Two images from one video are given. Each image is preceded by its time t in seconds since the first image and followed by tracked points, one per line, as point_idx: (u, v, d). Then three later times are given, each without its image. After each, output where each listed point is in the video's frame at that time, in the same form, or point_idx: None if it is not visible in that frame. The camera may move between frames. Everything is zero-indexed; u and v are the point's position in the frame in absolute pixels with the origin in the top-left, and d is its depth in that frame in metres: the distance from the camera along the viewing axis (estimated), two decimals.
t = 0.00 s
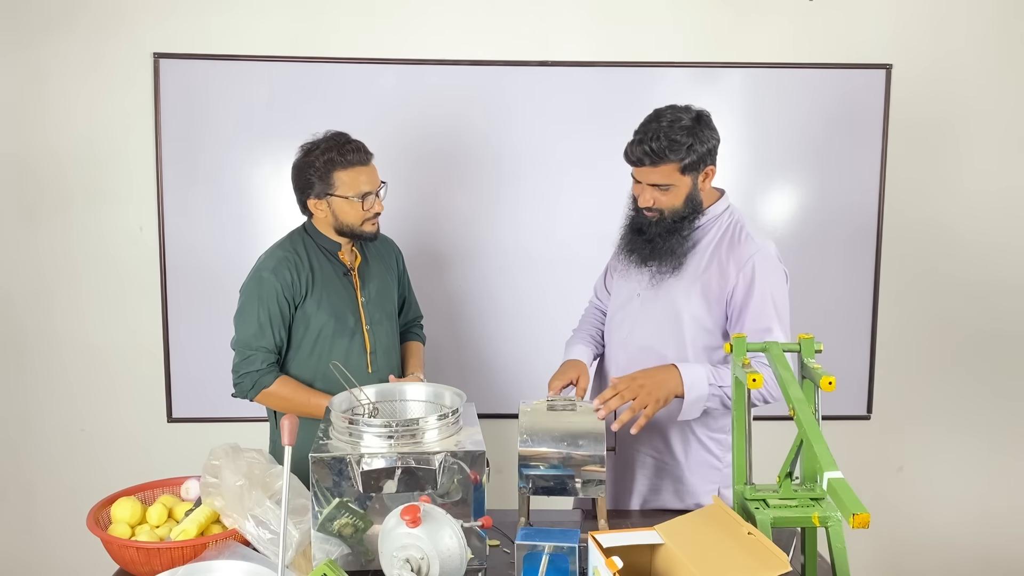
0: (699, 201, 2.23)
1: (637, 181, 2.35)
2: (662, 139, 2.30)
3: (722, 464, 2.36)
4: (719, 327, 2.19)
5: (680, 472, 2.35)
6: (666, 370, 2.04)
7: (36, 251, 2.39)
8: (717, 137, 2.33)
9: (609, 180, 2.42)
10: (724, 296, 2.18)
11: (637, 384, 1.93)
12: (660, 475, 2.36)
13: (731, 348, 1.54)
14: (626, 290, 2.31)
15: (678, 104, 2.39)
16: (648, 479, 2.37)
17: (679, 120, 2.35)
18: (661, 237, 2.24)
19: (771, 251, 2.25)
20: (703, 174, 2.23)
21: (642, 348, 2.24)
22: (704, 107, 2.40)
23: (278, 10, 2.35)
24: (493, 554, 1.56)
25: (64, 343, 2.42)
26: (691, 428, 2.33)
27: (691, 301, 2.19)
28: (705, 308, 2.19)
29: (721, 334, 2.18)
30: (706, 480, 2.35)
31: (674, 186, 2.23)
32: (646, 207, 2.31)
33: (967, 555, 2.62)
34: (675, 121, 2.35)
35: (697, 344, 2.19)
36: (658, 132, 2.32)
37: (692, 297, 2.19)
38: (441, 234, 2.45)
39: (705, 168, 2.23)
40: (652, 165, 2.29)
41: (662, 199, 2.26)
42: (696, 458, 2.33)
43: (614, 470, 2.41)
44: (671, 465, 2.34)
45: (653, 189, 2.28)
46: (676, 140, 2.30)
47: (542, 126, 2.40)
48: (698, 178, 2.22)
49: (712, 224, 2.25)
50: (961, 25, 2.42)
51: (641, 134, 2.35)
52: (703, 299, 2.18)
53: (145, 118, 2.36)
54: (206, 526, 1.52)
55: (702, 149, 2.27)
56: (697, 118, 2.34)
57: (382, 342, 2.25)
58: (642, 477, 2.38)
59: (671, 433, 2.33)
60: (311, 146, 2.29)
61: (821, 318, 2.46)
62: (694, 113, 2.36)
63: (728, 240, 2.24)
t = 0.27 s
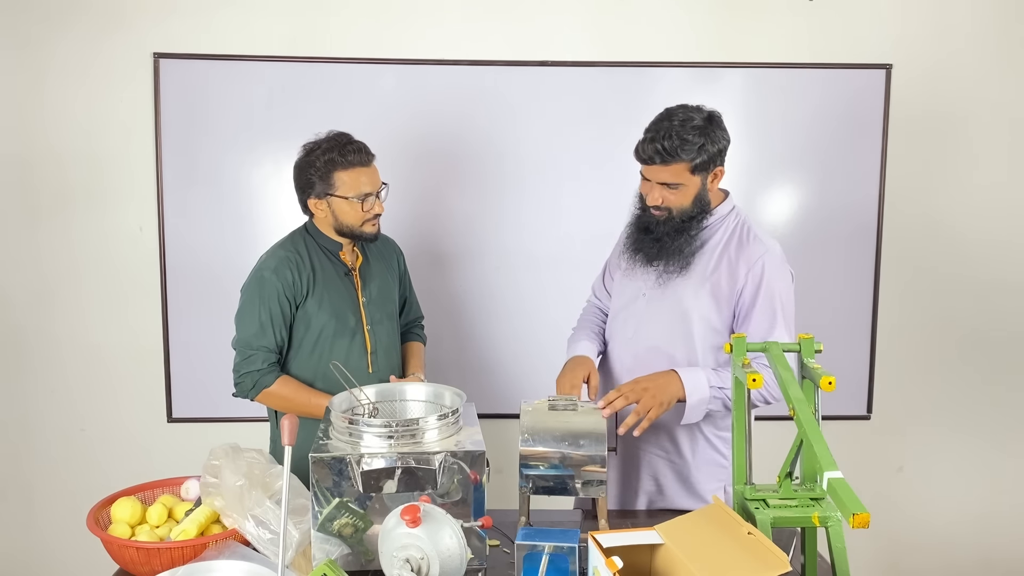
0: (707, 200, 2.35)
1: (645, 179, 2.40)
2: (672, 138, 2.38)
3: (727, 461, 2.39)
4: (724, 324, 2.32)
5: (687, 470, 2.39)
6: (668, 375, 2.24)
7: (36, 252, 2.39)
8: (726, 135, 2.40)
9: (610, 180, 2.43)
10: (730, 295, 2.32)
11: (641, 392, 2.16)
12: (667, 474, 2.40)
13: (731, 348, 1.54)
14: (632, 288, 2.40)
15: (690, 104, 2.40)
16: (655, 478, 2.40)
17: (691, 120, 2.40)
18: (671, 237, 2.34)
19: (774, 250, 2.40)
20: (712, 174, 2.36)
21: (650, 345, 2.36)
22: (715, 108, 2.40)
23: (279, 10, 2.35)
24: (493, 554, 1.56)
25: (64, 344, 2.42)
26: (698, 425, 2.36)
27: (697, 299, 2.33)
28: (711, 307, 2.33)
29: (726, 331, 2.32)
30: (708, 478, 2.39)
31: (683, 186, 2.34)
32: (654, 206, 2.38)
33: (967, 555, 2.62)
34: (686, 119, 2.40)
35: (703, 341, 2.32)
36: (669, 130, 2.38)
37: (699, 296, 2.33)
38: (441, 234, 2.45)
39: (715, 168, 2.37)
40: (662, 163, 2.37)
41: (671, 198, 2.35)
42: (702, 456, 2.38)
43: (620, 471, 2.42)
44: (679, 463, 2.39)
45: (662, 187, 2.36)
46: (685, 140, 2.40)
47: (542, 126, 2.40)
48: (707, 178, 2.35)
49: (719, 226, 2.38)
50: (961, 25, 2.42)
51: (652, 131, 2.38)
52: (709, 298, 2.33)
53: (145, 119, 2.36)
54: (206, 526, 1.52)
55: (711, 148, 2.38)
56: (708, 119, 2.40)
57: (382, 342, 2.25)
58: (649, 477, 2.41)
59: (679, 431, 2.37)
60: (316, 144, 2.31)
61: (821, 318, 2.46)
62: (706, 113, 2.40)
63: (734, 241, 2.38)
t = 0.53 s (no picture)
0: (702, 200, 2.39)
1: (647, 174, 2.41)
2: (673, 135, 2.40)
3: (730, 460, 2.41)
4: (728, 322, 2.34)
5: (691, 470, 2.40)
6: (667, 375, 2.26)
7: (36, 252, 2.39)
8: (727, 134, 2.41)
9: (611, 180, 2.43)
10: (733, 293, 2.35)
11: (642, 394, 2.15)
12: (671, 474, 2.40)
13: (731, 348, 1.54)
14: (633, 285, 2.41)
15: (696, 103, 2.40)
16: (659, 477, 2.41)
17: (694, 117, 2.41)
18: (671, 235, 2.38)
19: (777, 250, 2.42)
20: (708, 174, 2.39)
21: (653, 344, 2.38)
22: (720, 107, 2.40)
23: (278, 10, 2.35)
24: (493, 554, 1.56)
25: (63, 343, 2.42)
26: (703, 425, 2.37)
27: (701, 298, 2.36)
28: (714, 305, 2.35)
29: (729, 329, 2.34)
30: (707, 477, 2.40)
31: (676, 181, 2.38)
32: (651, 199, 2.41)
33: (967, 555, 2.62)
34: (689, 115, 2.41)
35: (706, 338, 2.34)
36: (670, 126, 2.39)
37: (702, 294, 2.36)
38: (441, 233, 2.45)
39: (710, 168, 2.40)
40: (658, 157, 2.39)
41: (666, 192, 2.39)
42: (702, 455, 2.38)
43: (624, 472, 2.41)
44: (683, 462, 2.39)
45: (657, 181, 2.40)
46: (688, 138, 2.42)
47: (542, 125, 2.40)
48: (701, 177, 2.39)
49: (724, 224, 2.41)
50: (960, 25, 2.42)
51: (654, 127, 2.39)
52: (712, 296, 2.35)
53: (145, 119, 2.36)
54: (206, 526, 1.52)
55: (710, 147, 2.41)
56: (710, 118, 2.41)
57: (383, 342, 2.26)
58: (653, 477, 2.41)
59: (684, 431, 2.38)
60: (317, 144, 2.33)
61: (821, 318, 2.46)
62: (711, 110, 2.41)
63: (740, 240, 2.41)
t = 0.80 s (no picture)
0: (700, 199, 2.42)
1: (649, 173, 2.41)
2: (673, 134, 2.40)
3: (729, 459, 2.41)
4: (728, 321, 2.38)
5: (691, 469, 2.40)
6: (667, 376, 2.31)
7: (36, 252, 2.39)
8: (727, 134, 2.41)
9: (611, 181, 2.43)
10: (733, 293, 2.39)
11: (640, 394, 2.24)
12: (671, 472, 2.40)
13: (731, 347, 1.55)
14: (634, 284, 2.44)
15: (698, 102, 2.40)
16: (658, 476, 2.41)
17: (694, 117, 2.41)
18: (671, 235, 2.41)
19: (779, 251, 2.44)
20: (706, 173, 2.41)
21: (654, 343, 2.41)
22: (721, 107, 2.40)
23: (279, 10, 2.35)
24: (493, 554, 1.56)
25: (64, 343, 2.42)
26: (704, 424, 2.38)
27: (702, 297, 2.39)
28: (715, 304, 2.39)
29: (729, 329, 2.38)
30: (710, 475, 2.41)
31: (674, 179, 2.41)
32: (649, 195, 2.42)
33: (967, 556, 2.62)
34: (691, 114, 2.41)
35: (707, 338, 2.37)
36: (670, 125, 2.39)
37: (702, 294, 2.39)
38: (441, 233, 2.45)
39: (709, 168, 2.41)
40: (658, 154, 2.40)
41: (664, 189, 2.41)
42: (703, 454, 2.39)
43: (624, 470, 2.40)
44: (683, 461, 2.40)
45: (656, 178, 2.41)
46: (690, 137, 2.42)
47: (542, 125, 2.40)
48: (701, 176, 2.41)
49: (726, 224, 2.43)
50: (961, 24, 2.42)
51: (655, 124, 2.39)
52: (713, 296, 2.39)
53: (145, 119, 2.36)
54: (206, 526, 1.52)
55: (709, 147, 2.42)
56: (710, 117, 2.41)
57: (384, 341, 2.30)
58: (652, 475, 2.41)
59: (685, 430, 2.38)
60: (316, 144, 2.37)
61: (821, 318, 2.46)
62: (712, 110, 2.41)
63: (741, 240, 2.44)
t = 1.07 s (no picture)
0: (712, 198, 2.40)
1: (651, 173, 2.41)
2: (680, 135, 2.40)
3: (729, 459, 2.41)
4: (729, 321, 2.35)
5: (692, 468, 2.40)
6: (668, 375, 2.28)
7: (36, 252, 2.39)
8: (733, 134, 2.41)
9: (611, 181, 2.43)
10: (734, 293, 2.36)
11: (642, 391, 2.19)
12: (672, 472, 2.40)
13: (731, 347, 1.55)
14: (635, 284, 2.42)
15: (702, 102, 2.40)
16: (659, 476, 2.41)
17: (700, 116, 2.41)
18: (672, 233, 2.38)
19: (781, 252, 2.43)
20: (718, 172, 2.40)
21: (654, 343, 2.39)
22: (726, 107, 2.40)
23: (278, 10, 2.35)
24: (493, 554, 1.56)
25: (63, 343, 2.42)
26: (705, 424, 2.37)
27: (703, 297, 2.36)
28: (715, 304, 2.36)
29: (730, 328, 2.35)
30: (713, 475, 2.41)
31: (688, 180, 2.39)
32: (658, 198, 2.40)
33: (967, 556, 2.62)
34: (696, 115, 2.41)
35: (708, 338, 2.35)
36: (677, 126, 2.39)
37: (703, 293, 2.37)
38: (441, 233, 2.44)
39: (721, 166, 2.40)
40: (669, 157, 2.39)
41: (677, 192, 2.39)
42: (706, 454, 2.39)
43: (625, 470, 2.40)
44: (684, 461, 2.40)
45: (667, 181, 2.39)
46: (693, 137, 2.42)
47: (542, 125, 2.40)
48: (712, 175, 2.39)
49: (726, 224, 2.41)
50: (960, 24, 2.42)
51: (661, 127, 2.39)
52: (713, 296, 2.36)
53: (144, 119, 2.36)
54: (206, 526, 1.52)
55: (720, 146, 2.41)
56: (718, 117, 2.41)
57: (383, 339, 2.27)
58: (653, 475, 2.41)
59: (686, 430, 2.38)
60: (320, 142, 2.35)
61: (820, 318, 2.46)
62: (717, 110, 2.41)
63: (741, 240, 2.41)
